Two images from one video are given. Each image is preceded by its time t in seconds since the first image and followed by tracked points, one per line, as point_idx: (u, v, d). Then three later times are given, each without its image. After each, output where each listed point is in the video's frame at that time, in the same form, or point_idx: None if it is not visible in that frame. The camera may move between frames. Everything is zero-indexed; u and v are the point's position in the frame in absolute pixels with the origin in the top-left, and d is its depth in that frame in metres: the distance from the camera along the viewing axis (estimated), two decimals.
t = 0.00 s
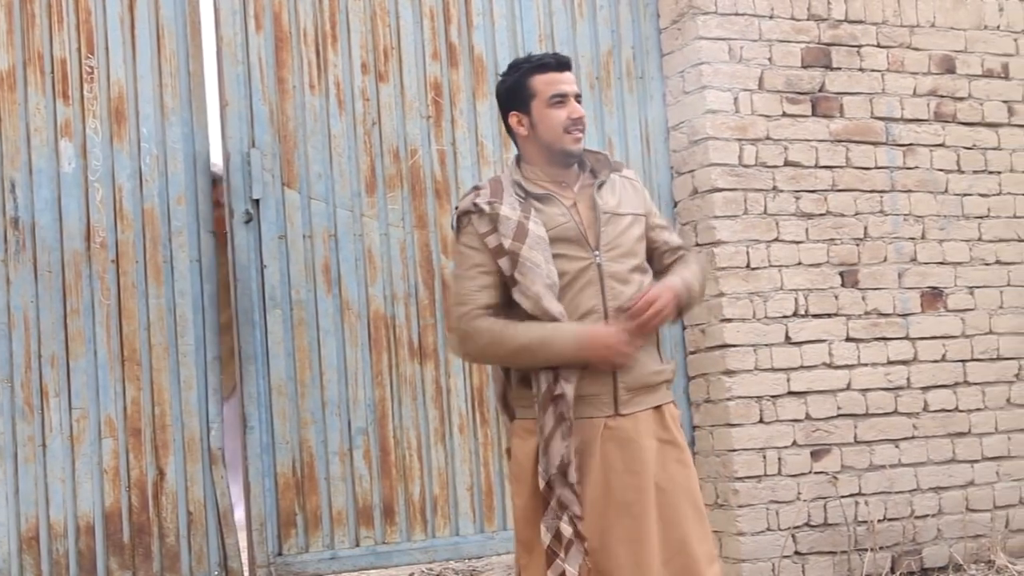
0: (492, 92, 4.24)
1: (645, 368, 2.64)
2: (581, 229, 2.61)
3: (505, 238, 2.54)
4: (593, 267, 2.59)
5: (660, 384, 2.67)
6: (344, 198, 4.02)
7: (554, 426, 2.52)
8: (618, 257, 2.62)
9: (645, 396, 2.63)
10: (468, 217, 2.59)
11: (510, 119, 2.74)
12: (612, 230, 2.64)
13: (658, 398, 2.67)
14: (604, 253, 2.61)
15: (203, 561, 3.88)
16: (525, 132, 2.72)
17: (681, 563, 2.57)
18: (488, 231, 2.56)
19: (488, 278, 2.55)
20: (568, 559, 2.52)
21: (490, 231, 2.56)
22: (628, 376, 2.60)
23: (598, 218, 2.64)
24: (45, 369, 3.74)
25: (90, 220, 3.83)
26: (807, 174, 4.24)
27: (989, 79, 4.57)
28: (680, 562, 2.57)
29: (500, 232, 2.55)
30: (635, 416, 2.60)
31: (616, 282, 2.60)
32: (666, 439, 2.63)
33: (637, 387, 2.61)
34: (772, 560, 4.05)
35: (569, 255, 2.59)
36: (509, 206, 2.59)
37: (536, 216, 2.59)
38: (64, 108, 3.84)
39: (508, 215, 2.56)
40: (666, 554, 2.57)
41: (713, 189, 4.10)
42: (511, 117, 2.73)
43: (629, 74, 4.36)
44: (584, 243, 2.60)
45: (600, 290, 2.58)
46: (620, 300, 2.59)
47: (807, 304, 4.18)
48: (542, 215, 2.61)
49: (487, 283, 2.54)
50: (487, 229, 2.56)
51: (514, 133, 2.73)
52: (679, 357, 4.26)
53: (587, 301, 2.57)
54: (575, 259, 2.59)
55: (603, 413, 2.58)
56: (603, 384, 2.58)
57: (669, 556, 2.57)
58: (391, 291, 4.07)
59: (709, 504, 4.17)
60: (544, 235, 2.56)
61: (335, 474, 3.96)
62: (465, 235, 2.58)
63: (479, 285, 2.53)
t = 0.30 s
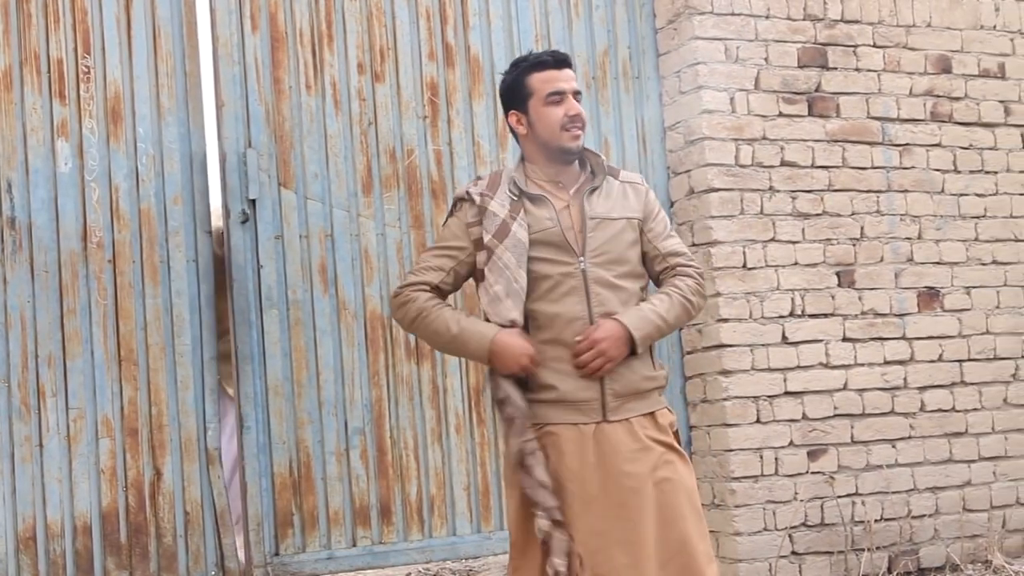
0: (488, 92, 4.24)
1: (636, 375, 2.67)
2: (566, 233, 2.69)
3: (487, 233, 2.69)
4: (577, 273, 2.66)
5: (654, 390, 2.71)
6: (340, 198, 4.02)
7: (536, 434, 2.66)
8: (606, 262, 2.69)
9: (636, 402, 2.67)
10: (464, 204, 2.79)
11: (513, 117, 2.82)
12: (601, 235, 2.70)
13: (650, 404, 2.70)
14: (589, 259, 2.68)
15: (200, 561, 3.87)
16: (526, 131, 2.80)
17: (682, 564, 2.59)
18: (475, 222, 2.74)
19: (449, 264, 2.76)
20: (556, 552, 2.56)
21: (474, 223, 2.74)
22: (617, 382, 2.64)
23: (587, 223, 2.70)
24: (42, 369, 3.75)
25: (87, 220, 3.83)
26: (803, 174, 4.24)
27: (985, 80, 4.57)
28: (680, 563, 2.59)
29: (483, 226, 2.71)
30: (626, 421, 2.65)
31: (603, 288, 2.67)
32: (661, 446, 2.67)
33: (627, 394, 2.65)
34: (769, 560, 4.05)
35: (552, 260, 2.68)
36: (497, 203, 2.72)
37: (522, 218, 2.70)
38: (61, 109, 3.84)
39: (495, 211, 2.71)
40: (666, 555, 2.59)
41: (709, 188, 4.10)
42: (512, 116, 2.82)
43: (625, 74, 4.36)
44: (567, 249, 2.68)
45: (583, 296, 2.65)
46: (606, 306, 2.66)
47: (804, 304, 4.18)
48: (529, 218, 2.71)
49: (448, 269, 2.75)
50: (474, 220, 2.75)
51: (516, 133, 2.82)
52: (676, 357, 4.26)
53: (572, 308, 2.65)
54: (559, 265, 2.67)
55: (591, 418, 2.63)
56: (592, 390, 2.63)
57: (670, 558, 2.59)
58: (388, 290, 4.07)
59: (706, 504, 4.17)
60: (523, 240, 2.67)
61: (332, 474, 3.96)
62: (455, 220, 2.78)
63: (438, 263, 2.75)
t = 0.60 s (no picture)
0: (493, 91, 4.24)
1: (630, 378, 2.69)
2: (561, 235, 2.71)
3: (483, 232, 2.73)
4: (571, 276, 2.68)
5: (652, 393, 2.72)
6: (345, 198, 4.03)
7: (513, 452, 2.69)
8: (600, 267, 2.69)
9: (632, 406, 2.68)
10: (466, 203, 2.84)
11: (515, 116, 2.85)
12: (599, 237, 2.71)
13: (647, 408, 2.71)
14: (583, 262, 2.69)
15: (204, 561, 3.87)
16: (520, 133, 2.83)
17: (683, 564, 2.58)
18: (474, 220, 2.78)
19: (448, 262, 2.80)
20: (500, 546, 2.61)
21: (474, 221, 2.78)
22: (611, 386, 2.65)
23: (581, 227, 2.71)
24: (47, 369, 3.73)
25: (92, 220, 3.83)
26: (808, 174, 4.24)
27: (989, 79, 4.57)
28: (682, 563, 2.58)
29: (481, 224, 2.75)
30: (623, 424, 2.66)
31: (597, 291, 2.68)
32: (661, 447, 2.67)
33: (622, 398, 2.66)
34: (774, 560, 4.05)
35: (546, 263, 2.70)
36: (496, 203, 2.76)
37: (519, 219, 2.72)
38: (66, 109, 3.84)
39: (492, 210, 2.74)
40: (668, 555, 2.59)
41: (714, 188, 4.09)
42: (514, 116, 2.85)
43: (630, 74, 4.36)
44: (562, 253, 2.70)
45: (576, 300, 2.67)
46: (599, 310, 2.66)
47: (809, 303, 4.18)
48: (525, 219, 2.72)
49: (447, 267, 2.80)
50: (474, 218, 2.79)
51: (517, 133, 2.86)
52: (681, 357, 4.26)
53: (565, 311, 2.66)
54: (553, 268, 2.69)
55: (584, 422, 2.64)
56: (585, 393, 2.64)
57: (672, 558, 2.59)
58: (393, 290, 4.07)
59: (711, 503, 4.17)
60: (518, 240, 2.69)
61: (337, 474, 3.96)
62: (456, 220, 2.84)
63: (437, 261, 2.80)
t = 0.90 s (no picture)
0: (496, 91, 4.24)
1: (621, 386, 2.73)
2: (551, 246, 2.75)
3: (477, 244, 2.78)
4: (562, 287, 2.72)
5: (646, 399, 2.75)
6: (349, 198, 4.03)
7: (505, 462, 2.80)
8: (589, 279, 2.72)
9: (626, 414, 2.72)
10: (462, 212, 2.88)
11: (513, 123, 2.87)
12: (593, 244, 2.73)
13: (643, 413, 2.74)
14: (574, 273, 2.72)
15: (200, 560, 3.88)
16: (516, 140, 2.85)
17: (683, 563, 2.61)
18: (469, 231, 2.83)
19: (445, 271, 2.87)
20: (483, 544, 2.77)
21: (469, 231, 2.83)
22: (602, 396, 2.70)
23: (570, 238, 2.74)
24: (46, 370, 3.74)
25: (91, 222, 3.83)
26: (811, 173, 4.24)
27: (993, 78, 4.57)
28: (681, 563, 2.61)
29: (476, 235, 2.80)
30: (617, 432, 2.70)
31: (586, 301, 2.72)
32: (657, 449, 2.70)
33: (614, 406, 2.71)
34: (777, 559, 4.05)
35: (539, 274, 2.75)
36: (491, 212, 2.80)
37: (512, 230, 2.76)
38: (66, 111, 3.84)
39: (486, 221, 2.78)
40: (666, 554, 2.62)
41: (717, 188, 4.10)
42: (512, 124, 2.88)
43: (633, 73, 4.36)
44: (554, 264, 2.74)
45: (567, 310, 2.71)
46: (591, 319, 2.71)
47: (812, 303, 4.18)
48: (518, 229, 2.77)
49: (444, 276, 2.86)
50: (470, 228, 2.84)
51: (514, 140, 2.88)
52: (684, 356, 4.26)
53: (557, 322, 2.71)
54: (545, 279, 2.74)
55: (577, 431, 2.71)
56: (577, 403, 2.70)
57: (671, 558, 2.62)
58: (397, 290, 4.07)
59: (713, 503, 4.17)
60: (512, 253, 2.73)
61: (341, 474, 3.96)
62: (453, 226, 2.89)
63: (436, 271, 2.87)
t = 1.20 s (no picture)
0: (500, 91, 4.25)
1: (625, 383, 2.73)
2: (548, 247, 2.76)
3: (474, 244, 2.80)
4: (559, 286, 2.73)
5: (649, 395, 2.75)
6: (354, 197, 4.03)
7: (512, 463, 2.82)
8: (588, 275, 2.73)
9: (629, 410, 2.72)
10: (460, 214, 2.90)
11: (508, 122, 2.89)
12: (593, 242, 2.75)
13: (647, 409, 2.74)
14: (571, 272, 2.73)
15: (187, 560, 3.87)
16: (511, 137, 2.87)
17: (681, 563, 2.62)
18: (466, 232, 2.86)
19: (445, 274, 2.90)
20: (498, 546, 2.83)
21: (466, 231, 2.86)
22: (604, 394, 2.70)
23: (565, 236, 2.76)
24: (40, 373, 3.74)
25: (82, 227, 3.83)
26: (815, 173, 4.24)
27: (998, 78, 4.57)
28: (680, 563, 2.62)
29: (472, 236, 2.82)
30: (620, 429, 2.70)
31: (584, 299, 2.73)
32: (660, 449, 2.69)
33: (617, 403, 2.71)
34: (782, 560, 4.04)
35: (536, 274, 2.76)
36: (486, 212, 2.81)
37: (509, 229, 2.78)
38: (58, 117, 3.84)
39: (483, 221, 2.80)
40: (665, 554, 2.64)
41: (721, 188, 4.10)
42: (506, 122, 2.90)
43: (637, 73, 4.36)
44: (551, 263, 2.75)
45: (565, 309, 2.73)
46: (588, 318, 2.72)
47: (816, 303, 4.18)
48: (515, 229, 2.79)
49: (444, 279, 2.90)
50: (467, 229, 2.86)
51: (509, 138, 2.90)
52: (689, 356, 4.25)
53: (555, 323, 2.73)
54: (542, 279, 2.75)
55: (580, 429, 2.71)
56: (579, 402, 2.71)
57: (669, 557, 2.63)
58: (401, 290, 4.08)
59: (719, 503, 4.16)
60: (509, 253, 2.75)
61: (346, 474, 3.96)
62: (451, 229, 2.92)
63: (435, 274, 2.91)
